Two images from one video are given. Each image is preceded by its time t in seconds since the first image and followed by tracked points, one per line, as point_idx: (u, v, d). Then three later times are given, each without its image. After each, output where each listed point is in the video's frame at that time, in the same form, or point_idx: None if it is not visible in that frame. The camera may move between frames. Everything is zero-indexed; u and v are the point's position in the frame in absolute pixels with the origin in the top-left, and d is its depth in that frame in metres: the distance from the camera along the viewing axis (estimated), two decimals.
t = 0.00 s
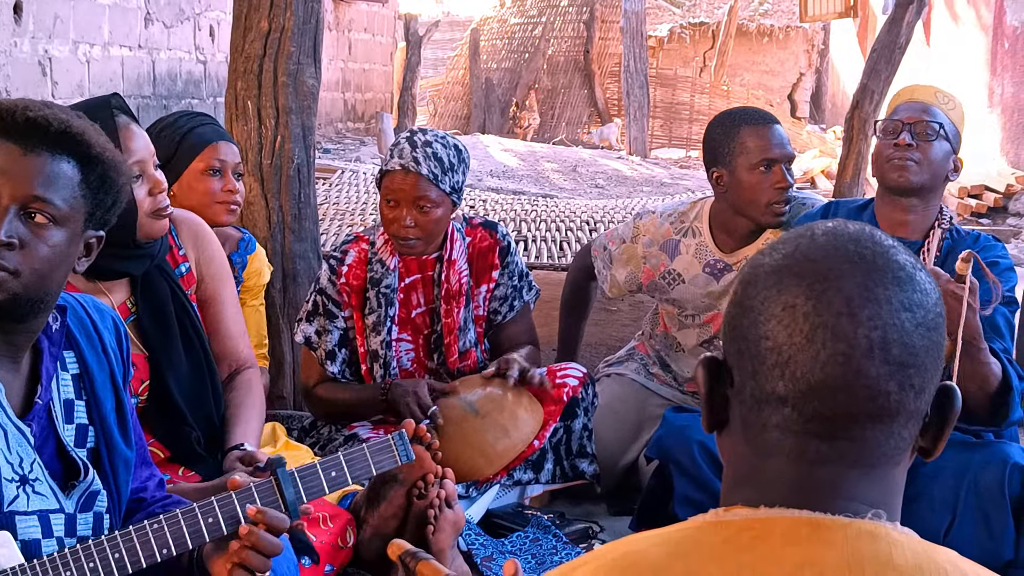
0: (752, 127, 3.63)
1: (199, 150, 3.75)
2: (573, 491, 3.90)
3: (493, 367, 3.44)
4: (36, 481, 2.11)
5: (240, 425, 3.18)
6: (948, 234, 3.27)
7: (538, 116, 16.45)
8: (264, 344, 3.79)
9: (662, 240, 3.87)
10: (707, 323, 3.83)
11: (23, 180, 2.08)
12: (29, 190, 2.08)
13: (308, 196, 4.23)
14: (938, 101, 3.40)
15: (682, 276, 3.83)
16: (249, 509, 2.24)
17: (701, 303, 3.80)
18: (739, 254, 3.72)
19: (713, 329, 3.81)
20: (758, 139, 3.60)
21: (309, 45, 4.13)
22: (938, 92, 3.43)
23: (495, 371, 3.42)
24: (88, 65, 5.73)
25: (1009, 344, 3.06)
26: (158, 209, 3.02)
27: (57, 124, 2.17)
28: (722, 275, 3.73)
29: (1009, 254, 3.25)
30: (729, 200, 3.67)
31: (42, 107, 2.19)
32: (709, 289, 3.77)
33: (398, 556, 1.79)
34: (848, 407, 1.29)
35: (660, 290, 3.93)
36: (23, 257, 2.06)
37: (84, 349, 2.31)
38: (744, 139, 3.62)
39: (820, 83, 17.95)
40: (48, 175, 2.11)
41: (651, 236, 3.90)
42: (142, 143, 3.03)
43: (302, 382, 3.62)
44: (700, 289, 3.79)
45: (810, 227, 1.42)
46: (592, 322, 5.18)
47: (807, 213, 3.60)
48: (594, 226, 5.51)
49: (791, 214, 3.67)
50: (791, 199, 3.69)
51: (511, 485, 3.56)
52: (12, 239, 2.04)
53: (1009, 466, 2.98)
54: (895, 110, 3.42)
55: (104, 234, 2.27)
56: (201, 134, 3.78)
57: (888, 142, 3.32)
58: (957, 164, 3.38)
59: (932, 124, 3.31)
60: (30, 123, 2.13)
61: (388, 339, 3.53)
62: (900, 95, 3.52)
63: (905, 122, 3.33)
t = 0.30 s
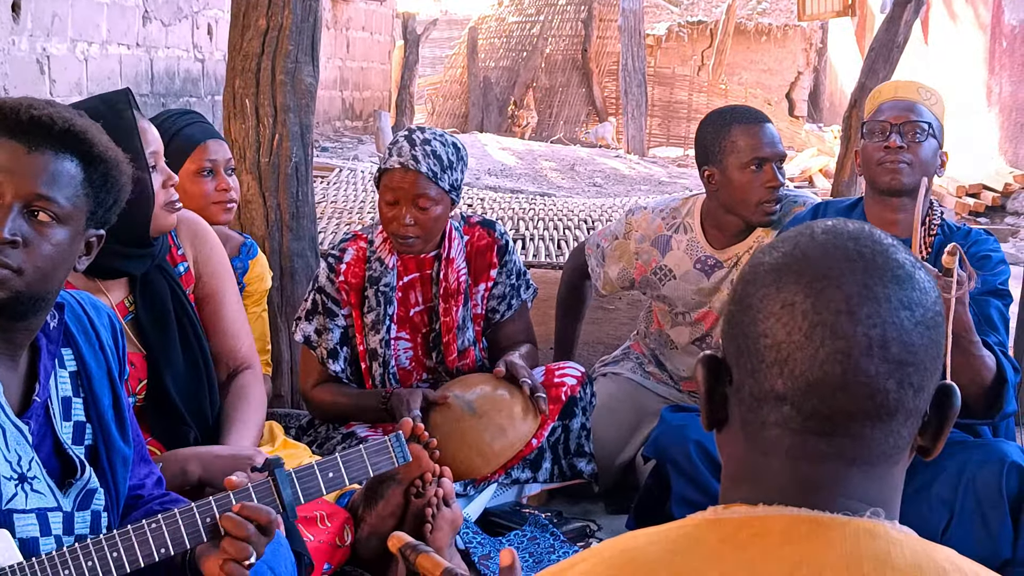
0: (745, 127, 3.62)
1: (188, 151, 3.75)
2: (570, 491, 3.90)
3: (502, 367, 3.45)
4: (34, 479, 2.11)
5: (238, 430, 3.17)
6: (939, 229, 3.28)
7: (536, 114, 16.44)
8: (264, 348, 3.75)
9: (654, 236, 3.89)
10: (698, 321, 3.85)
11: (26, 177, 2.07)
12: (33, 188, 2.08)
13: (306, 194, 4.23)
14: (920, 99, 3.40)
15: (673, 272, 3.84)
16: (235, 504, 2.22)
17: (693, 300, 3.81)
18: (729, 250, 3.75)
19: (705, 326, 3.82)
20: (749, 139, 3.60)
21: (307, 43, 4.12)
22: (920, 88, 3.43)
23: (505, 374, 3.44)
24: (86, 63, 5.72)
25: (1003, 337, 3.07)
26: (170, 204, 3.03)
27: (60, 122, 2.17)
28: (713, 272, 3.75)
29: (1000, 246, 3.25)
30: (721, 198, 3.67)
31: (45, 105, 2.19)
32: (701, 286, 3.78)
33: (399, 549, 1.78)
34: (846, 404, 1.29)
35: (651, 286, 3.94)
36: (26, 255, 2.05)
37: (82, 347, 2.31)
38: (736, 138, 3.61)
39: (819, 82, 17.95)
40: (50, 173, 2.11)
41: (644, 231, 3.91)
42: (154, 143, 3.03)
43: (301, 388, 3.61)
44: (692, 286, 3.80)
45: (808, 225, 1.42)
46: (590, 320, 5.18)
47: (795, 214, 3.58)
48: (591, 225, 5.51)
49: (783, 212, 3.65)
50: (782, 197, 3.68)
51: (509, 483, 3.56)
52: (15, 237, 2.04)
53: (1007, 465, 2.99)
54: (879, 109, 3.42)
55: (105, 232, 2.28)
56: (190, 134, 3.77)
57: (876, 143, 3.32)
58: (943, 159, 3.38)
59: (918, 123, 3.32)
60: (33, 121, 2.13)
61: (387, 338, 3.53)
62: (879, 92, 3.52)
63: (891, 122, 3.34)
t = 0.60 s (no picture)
0: (743, 124, 3.61)
1: (181, 146, 3.74)
2: (569, 488, 3.89)
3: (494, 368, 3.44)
4: (33, 478, 2.11)
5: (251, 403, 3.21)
6: (932, 223, 3.28)
7: (536, 112, 16.44)
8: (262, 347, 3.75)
9: (652, 231, 3.89)
10: (696, 318, 3.84)
11: (24, 176, 2.07)
12: (31, 186, 2.08)
13: (305, 193, 4.23)
14: (920, 95, 3.38)
15: (671, 268, 3.84)
16: (241, 505, 2.22)
17: (689, 297, 3.81)
18: (727, 247, 3.75)
19: (703, 323, 3.81)
20: (747, 137, 3.59)
21: (305, 42, 4.11)
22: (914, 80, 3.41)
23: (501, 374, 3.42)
24: (84, 62, 5.72)
25: (1001, 328, 3.03)
26: (171, 205, 3.05)
27: (57, 121, 2.17)
28: (710, 268, 3.75)
29: (994, 239, 3.24)
30: (719, 196, 3.67)
31: (42, 104, 2.19)
32: (698, 283, 3.79)
33: (397, 551, 1.78)
34: (846, 400, 1.29)
35: (649, 282, 3.93)
36: (25, 254, 2.05)
37: (80, 345, 2.31)
38: (735, 136, 3.60)
39: (818, 79, 17.94)
40: (48, 172, 2.11)
41: (641, 227, 3.91)
42: (156, 137, 3.03)
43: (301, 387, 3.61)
44: (689, 281, 3.80)
45: (807, 224, 1.42)
46: (588, 319, 5.18)
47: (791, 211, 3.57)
48: (590, 222, 5.51)
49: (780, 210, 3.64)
50: (781, 194, 3.69)
51: (507, 482, 3.56)
52: (14, 236, 2.04)
53: (1007, 461, 2.98)
54: (873, 105, 3.38)
55: (102, 230, 2.27)
56: (182, 130, 3.76)
57: (882, 141, 3.30)
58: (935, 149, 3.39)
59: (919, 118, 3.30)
60: (31, 121, 2.13)
61: (384, 336, 3.54)
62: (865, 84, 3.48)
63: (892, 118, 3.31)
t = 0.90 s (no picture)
0: (743, 124, 3.62)
1: (182, 140, 3.74)
2: (571, 486, 3.92)
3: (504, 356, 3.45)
4: (35, 476, 2.11)
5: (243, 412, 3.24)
6: (935, 224, 3.30)
7: (538, 110, 16.44)
8: (265, 348, 3.75)
9: (654, 233, 3.89)
10: (702, 316, 3.84)
11: (27, 173, 2.08)
12: (35, 184, 2.08)
13: (307, 191, 4.23)
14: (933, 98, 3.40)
15: (675, 269, 3.83)
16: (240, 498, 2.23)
17: (694, 297, 3.81)
18: (730, 247, 3.74)
19: (708, 322, 3.82)
20: (748, 136, 3.59)
21: (308, 40, 4.11)
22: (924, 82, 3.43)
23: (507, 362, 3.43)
24: (87, 61, 5.72)
25: (1002, 330, 3.06)
26: (172, 202, 3.03)
27: (62, 118, 2.17)
28: (713, 268, 3.74)
29: (997, 238, 3.24)
30: (720, 196, 3.67)
31: (46, 101, 2.19)
32: (702, 283, 3.78)
33: (394, 553, 1.75)
34: (844, 397, 1.29)
35: (653, 282, 3.93)
36: (30, 251, 2.06)
37: (82, 344, 2.32)
38: (735, 136, 3.60)
39: (820, 76, 17.93)
40: (53, 169, 2.11)
41: (644, 229, 3.91)
42: (157, 134, 3.03)
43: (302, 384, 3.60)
44: (693, 282, 3.80)
45: (804, 223, 1.42)
46: (591, 317, 5.18)
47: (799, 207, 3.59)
48: (593, 221, 5.51)
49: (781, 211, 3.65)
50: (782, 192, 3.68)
51: (511, 479, 3.57)
52: (19, 233, 2.04)
53: (1010, 458, 2.98)
54: (887, 108, 3.39)
55: (106, 228, 2.28)
56: (184, 124, 3.77)
57: (899, 146, 3.31)
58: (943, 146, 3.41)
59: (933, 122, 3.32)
60: (36, 117, 2.14)
61: (387, 335, 3.53)
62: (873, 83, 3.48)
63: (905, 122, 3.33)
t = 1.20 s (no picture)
0: (746, 126, 3.61)
1: (186, 135, 3.73)
2: (574, 483, 3.91)
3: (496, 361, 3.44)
4: (38, 472, 2.11)
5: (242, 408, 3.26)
6: (940, 235, 3.30)
7: (541, 107, 16.43)
8: (266, 344, 3.74)
9: (657, 235, 3.89)
10: (705, 316, 3.84)
11: (30, 169, 2.08)
12: (37, 179, 2.08)
13: (310, 187, 4.23)
14: (950, 109, 3.41)
15: (679, 271, 3.84)
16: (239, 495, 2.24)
17: (698, 297, 3.81)
18: (733, 249, 3.73)
19: (711, 322, 3.80)
20: (751, 139, 3.59)
21: (311, 36, 4.10)
22: (945, 95, 3.43)
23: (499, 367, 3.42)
24: (90, 56, 5.72)
25: (1001, 355, 3.08)
26: (168, 194, 3.03)
27: (65, 113, 2.17)
28: (717, 270, 3.74)
29: (1004, 254, 3.24)
30: (723, 198, 3.67)
31: (50, 97, 2.19)
32: (705, 284, 3.78)
33: (397, 550, 1.80)
34: (841, 394, 1.29)
35: (657, 284, 3.93)
36: (32, 247, 2.06)
37: (84, 340, 2.31)
38: (738, 138, 3.60)
39: (823, 74, 17.96)
40: (56, 165, 2.11)
41: (647, 231, 3.91)
42: (151, 128, 3.05)
43: (306, 380, 3.60)
44: (696, 284, 3.81)
45: (799, 220, 1.42)
46: (593, 314, 5.18)
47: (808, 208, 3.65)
48: (596, 218, 5.52)
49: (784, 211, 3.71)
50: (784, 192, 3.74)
51: (513, 477, 3.56)
52: (22, 229, 2.04)
53: (1011, 458, 2.99)
54: (908, 117, 3.38)
55: (109, 224, 2.27)
56: (188, 120, 3.76)
57: (921, 158, 3.30)
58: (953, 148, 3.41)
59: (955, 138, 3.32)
60: (39, 113, 2.14)
61: (391, 332, 3.53)
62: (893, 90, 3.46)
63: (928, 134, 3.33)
